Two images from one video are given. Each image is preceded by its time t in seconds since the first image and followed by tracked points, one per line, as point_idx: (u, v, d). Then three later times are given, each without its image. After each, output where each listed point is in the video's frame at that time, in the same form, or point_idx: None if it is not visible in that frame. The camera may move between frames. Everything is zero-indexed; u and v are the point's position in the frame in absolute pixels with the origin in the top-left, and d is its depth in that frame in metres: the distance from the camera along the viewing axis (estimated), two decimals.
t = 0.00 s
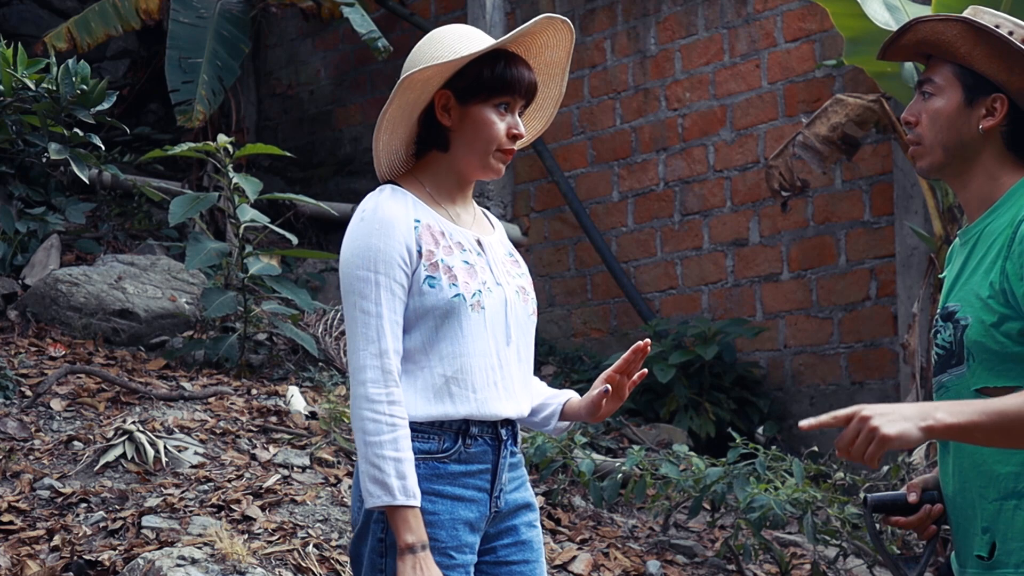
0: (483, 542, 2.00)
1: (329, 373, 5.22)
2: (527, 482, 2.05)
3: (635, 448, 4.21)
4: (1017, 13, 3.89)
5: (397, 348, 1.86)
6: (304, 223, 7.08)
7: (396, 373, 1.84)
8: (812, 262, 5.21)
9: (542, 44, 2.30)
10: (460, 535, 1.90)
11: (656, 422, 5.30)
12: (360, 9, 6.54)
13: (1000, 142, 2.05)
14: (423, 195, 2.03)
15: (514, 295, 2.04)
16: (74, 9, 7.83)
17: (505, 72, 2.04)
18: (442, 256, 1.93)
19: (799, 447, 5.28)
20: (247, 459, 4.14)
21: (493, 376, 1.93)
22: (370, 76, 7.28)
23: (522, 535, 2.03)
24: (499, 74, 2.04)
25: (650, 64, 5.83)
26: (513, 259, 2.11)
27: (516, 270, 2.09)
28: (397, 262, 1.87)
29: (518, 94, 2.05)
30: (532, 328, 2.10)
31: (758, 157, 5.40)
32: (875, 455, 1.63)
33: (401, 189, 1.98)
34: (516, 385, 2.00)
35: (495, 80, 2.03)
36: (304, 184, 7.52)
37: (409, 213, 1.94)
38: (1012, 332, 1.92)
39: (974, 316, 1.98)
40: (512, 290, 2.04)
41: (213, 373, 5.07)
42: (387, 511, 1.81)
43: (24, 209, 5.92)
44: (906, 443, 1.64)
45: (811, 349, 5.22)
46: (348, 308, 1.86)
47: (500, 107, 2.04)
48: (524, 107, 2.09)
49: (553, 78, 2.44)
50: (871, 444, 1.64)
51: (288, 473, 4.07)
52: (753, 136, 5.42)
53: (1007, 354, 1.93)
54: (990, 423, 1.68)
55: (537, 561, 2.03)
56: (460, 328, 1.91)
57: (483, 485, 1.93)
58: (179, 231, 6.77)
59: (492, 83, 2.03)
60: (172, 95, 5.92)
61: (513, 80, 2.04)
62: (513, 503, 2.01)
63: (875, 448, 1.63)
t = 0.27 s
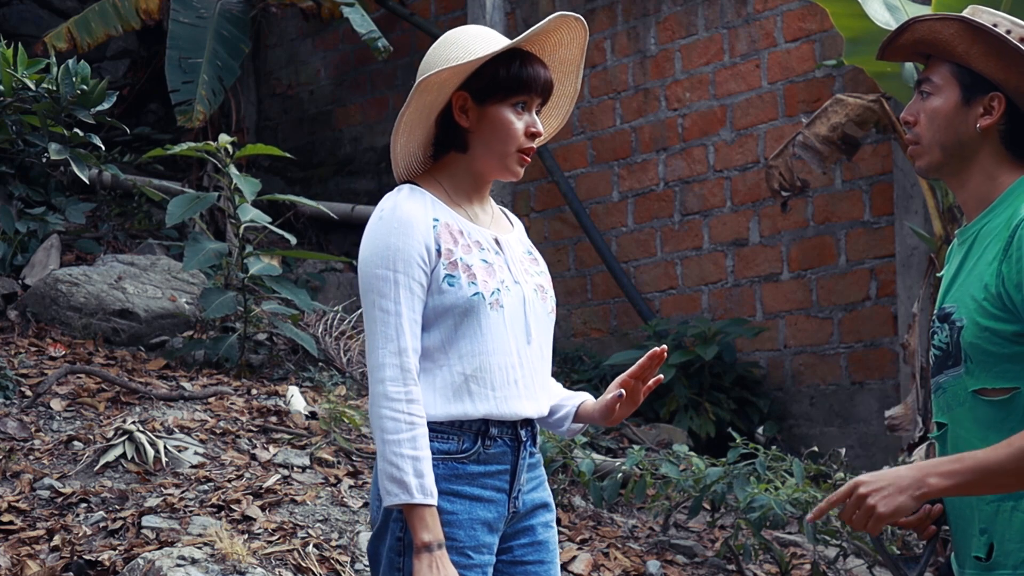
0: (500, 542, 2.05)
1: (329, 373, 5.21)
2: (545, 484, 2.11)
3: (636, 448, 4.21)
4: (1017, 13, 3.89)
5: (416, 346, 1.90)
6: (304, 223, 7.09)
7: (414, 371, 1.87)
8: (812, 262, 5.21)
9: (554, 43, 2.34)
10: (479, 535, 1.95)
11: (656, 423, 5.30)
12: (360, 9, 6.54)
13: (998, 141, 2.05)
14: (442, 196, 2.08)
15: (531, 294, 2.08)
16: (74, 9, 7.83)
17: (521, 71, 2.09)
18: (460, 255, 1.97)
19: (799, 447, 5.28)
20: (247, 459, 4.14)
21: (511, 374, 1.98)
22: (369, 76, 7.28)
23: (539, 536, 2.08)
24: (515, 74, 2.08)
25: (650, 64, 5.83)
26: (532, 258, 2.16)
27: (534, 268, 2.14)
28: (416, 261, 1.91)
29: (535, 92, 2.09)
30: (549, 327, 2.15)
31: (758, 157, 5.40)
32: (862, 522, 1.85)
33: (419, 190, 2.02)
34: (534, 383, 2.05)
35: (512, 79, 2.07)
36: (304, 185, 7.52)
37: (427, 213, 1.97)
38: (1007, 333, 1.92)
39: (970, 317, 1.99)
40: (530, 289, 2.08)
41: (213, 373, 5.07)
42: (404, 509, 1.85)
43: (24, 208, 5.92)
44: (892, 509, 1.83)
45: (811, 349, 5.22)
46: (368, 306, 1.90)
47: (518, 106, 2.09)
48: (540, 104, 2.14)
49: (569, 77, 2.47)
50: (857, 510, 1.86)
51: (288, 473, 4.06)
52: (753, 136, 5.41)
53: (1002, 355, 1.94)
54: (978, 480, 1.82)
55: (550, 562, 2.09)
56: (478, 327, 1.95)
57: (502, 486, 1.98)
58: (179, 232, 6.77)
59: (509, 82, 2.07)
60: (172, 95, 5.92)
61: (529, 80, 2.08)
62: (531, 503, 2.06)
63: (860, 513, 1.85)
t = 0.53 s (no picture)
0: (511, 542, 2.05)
1: (329, 372, 5.21)
2: (557, 484, 2.11)
3: (636, 448, 4.21)
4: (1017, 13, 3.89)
5: (430, 342, 1.91)
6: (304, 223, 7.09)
7: (427, 367, 1.89)
8: (812, 262, 5.21)
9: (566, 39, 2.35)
10: (489, 536, 1.95)
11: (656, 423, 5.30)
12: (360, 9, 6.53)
13: (996, 139, 2.05)
14: (460, 194, 2.09)
15: (549, 292, 2.09)
16: (74, 9, 7.83)
17: (534, 69, 2.10)
18: (478, 252, 1.98)
19: (799, 447, 5.28)
20: (247, 459, 4.14)
21: (526, 371, 1.98)
22: (369, 76, 7.28)
23: (549, 536, 2.08)
24: (529, 71, 2.09)
25: (650, 64, 5.83)
26: (551, 257, 2.16)
27: (553, 267, 2.15)
28: (432, 257, 1.93)
29: (549, 88, 2.10)
30: (566, 325, 2.15)
31: (758, 157, 5.40)
32: (861, 538, 1.93)
33: (438, 187, 2.04)
34: (549, 382, 2.05)
35: (526, 77, 2.08)
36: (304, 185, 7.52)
37: (446, 209, 1.99)
38: (1005, 335, 1.93)
39: (969, 319, 1.99)
40: (547, 287, 2.09)
41: (213, 373, 5.07)
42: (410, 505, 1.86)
43: (24, 208, 5.92)
44: (893, 529, 1.90)
45: (811, 349, 5.22)
46: (383, 301, 1.92)
47: (533, 103, 2.10)
48: (555, 101, 2.15)
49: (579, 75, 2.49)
50: (859, 527, 1.93)
51: (288, 473, 4.06)
52: (753, 136, 5.42)
53: (1001, 358, 1.94)
54: (973, 499, 1.85)
55: (561, 563, 2.09)
56: (494, 323, 1.96)
57: (514, 487, 1.98)
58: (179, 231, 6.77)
59: (523, 80, 2.08)
60: (172, 95, 5.92)
61: (544, 78, 2.09)
62: (543, 503, 2.06)
63: (861, 529, 1.93)
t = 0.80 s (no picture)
0: (520, 543, 2.09)
1: (329, 372, 5.21)
2: (566, 487, 2.14)
3: (636, 448, 4.21)
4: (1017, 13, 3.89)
5: (448, 341, 1.95)
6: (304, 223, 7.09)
7: (445, 366, 1.93)
8: (812, 262, 5.21)
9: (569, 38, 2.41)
10: (498, 536, 1.99)
11: (656, 423, 5.30)
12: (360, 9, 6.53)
13: (997, 138, 2.05)
14: (482, 195, 2.13)
15: (565, 296, 2.11)
16: (74, 9, 7.83)
17: (547, 65, 2.16)
18: (495, 253, 2.02)
19: (799, 447, 5.28)
20: (247, 459, 4.14)
21: (540, 373, 2.02)
22: (370, 76, 7.29)
23: (557, 539, 2.11)
24: (542, 67, 2.15)
25: (650, 64, 5.83)
26: (566, 260, 2.18)
27: (568, 271, 2.17)
28: (450, 257, 1.97)
29: (563, 82, 2.17)
30: (580, 330, 2.16)
31: (758, 157, 5.40)
32: (873, 542, 1.95)
33: (457, 187, 2.08)
34: (563, 385, 2.08)
35: (540, 72, 2.14)
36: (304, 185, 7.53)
37: (465, 209, 2.03)
38: (1006, 337, 1.93)
39: (971, 321, 1.99)
40: (563, 291, 2.11)
41: (213, 373, 5.07)
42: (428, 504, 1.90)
43: (24, 208, 5.92)
44: (903, 534, 1.92)
45: (811, 349, 5.22)
46: (402, 300, 1.96)
47: (549, 98, 2.16)
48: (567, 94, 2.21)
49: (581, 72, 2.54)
50: (872, 530, 1.95)
51: (288, 473, 4.06)
52: (753, 136, 5.41)
53: (1003, 359, 1.94)
54: (976, 503, 1.85)
55: (567, 564, 2.12)
56: (509, 325, 1.99)
57: (523, 488, 2.02)
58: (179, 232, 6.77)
59: (538, 76, 2.14)
60: (172, 95, 5.93)
61: (557, 73, 2.16)
62: (551, 505, 2.09)
63: (873, 534, 1.95)
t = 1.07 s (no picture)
0: (529, 543, 2.08)
1: (329, 372, 5.21)
2: (577, 488, 2.13)
3: (636, 448, 4.20)
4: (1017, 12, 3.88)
5: (460, 341, 1.96)
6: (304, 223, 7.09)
7: (459, 364, 1.94)
8: (812, 262, 5.21)
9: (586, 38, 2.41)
10: (504, 536, 1.99)
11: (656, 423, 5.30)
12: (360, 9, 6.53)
13: (999, 137, 2.04)
14: (491, 196, 2.13)
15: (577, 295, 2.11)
16: (74, 9, 7.83)
17: (561, 67, 2.15)
18: (504, 253, 2.03)
19: (799, 447, 5.28)
20: (247, 459, 4.14)
21: (550, 372, 2.02)
22: (370, 76, 7.28)
23: (566, 540, 2.10)
24: (556, 70, 2.14)
25: (650, 64, 5.83)
26: (578, 259, 2.18)
27: (580, 269, 2.16)
28: (460, 257, 1.97)
29: (577, 84, 2.16)
30: (595, 330, 2.16)
31: (758, 157, 5.40)
32: (879, 542, 1.96)
33: (467, 189, 2.09)
34: (575, 384, 2.08)
35: (554, 75, 2.14)
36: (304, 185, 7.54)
37: (474, 210, 2.04)
38: (1008, 337, 1.92)
39: (974, 321, 1.99)
40: (575, 290, 2.11)
41: (213, 373, 5.07)
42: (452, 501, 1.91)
43: (24, 208, 5.92)
44: (908, 535, 1.92)
45: (811, 349, 5.22)
46: (413, 301, 1.97)
47: (562, 100, 2.16)
48: (581, 97, 2.21)
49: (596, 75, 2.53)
50: (877, 529, 1.96)
51: (288, 473, 4.06)
52: (753, 136, 5.41)
53: (1005, 360, 1.93)
54: (979, 505, 1.85)
55: (577, 566, 2.11)
56: (519, 324, 2.00)
57: (531, 488, 2.02)
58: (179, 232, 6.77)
59: (551, 78, 2.14)
60: (172, 95, 5.93)
61: (571, 74, 2.15)
62: (561, 506, 2.09)
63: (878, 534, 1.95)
